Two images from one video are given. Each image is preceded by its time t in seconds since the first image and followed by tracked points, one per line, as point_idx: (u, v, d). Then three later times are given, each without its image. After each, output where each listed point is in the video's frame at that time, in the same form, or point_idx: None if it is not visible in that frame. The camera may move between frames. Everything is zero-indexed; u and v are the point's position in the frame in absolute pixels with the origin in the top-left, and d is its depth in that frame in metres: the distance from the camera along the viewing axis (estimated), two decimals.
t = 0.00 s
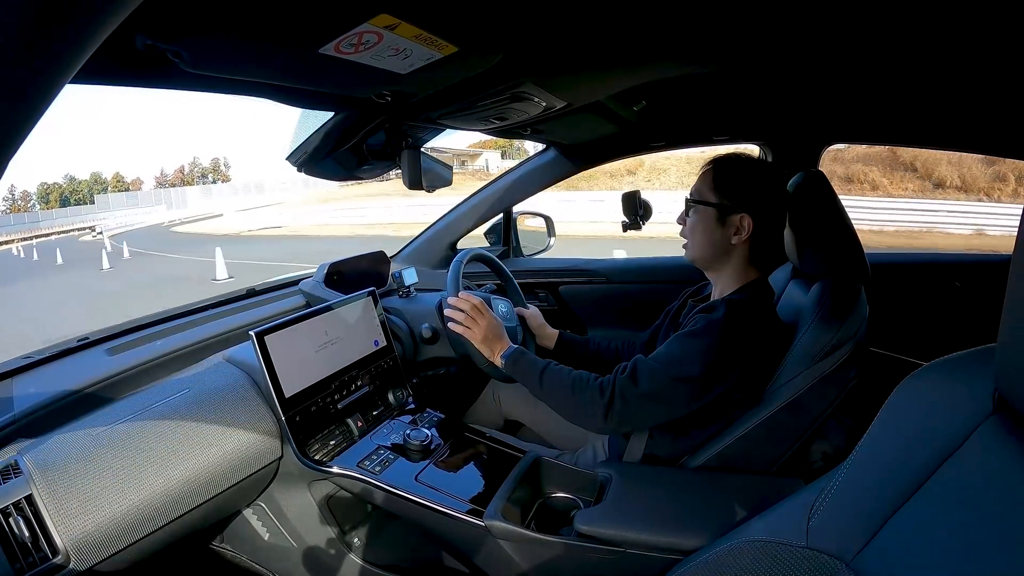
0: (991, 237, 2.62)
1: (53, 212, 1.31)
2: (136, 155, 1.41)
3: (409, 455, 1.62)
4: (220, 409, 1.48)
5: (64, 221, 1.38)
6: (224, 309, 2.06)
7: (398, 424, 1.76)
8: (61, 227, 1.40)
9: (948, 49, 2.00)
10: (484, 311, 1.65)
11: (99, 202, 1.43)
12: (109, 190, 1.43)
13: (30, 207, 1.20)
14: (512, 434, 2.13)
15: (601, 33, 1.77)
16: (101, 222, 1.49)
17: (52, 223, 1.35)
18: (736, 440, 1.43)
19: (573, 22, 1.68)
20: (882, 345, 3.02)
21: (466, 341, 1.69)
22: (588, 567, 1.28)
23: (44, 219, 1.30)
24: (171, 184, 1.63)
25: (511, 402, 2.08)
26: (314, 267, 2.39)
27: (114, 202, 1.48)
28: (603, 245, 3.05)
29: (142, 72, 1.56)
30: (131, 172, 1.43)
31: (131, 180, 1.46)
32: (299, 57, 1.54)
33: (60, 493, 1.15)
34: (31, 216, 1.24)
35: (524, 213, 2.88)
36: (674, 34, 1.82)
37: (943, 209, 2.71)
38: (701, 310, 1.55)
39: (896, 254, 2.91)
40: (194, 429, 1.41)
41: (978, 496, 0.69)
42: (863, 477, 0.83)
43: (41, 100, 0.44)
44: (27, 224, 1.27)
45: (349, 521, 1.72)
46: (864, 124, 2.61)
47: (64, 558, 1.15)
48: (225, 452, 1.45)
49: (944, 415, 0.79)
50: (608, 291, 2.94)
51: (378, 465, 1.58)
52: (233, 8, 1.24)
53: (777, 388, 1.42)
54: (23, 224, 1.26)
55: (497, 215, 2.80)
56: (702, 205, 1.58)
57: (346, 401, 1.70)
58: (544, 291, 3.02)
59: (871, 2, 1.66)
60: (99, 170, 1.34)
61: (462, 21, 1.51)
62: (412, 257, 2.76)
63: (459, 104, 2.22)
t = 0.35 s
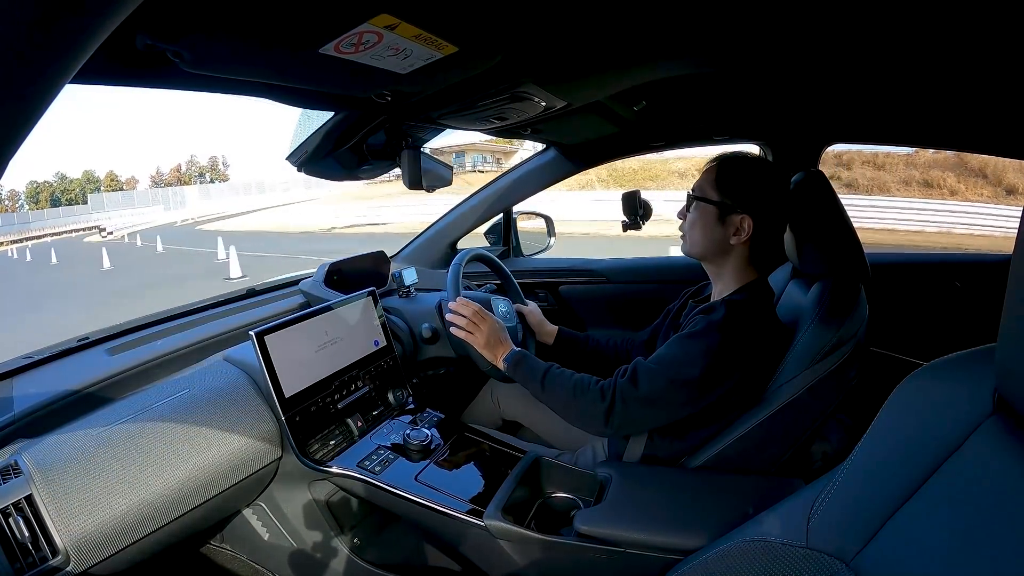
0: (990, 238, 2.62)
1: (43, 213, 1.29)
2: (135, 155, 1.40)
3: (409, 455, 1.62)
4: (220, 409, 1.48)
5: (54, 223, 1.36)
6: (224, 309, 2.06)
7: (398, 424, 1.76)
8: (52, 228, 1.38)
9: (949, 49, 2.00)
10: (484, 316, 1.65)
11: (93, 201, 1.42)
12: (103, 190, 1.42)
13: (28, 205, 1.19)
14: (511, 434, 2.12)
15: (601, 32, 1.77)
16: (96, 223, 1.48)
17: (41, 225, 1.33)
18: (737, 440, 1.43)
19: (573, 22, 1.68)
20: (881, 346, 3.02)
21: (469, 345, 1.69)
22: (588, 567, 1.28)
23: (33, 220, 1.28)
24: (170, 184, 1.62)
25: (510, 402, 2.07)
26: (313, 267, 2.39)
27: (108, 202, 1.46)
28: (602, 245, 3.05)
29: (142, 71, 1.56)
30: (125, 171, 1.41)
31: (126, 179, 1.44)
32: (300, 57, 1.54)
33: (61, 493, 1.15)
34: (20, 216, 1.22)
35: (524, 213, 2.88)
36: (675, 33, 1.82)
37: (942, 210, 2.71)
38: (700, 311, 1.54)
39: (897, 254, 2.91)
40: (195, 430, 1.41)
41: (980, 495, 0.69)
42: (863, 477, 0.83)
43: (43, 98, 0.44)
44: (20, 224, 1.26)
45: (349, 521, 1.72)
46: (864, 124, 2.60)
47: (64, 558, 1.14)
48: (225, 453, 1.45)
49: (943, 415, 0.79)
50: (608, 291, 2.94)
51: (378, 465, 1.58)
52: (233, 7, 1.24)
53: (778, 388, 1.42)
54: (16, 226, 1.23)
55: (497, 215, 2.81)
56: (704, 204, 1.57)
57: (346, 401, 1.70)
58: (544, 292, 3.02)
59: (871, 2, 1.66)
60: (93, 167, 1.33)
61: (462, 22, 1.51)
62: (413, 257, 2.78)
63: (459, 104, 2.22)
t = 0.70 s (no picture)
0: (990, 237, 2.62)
1: (37, 214, 1.28)
2: (135, 155, 1.40)
3: (409, 455, 1.62)
4: (220, 410, 1.48)
5: (48, 224, 1.34)
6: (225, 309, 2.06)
7: (398, 424, 1.76)
8: (49, 229, 1.37)
9: (949, 49, 2.00)
10: (485, 321, 1.65)
11: (91, 201, 1.41)
12: (102, 189, 1.41)
13: (28, 204, 1.19)
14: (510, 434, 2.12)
15: (602, 32, 1.77)
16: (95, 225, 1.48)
17: (37, 226, 1.32)
18: (737, 439, 1.43)
19: (574, 22, 1.68)
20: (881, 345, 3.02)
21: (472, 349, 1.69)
22: (587, 566, 1.28)
23: (29, 221, 1.28)
24: (172, 183, 1.63)
25: (510, 401, 2.07)
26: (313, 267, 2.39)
27: (106, 202, 1.45)
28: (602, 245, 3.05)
29: (141, 71, 1.55)
30: (123, 170, 1.40)
31: (125, 178, 1.43)
32: (299, 57, 1.54)
33: (61, 493, 1.15)
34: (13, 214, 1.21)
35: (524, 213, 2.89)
36: (676, 33, 1.82)
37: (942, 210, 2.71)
38: (701, 312, 1.54)
39: (897, 254, 2.91)
40: (195, 430, 1.41)
41: (982, 495, 0.69)
42: (863, 476, 0.83)
43: (42, 99, 0.44)
44: (19, 224, 1.26)
45: (349, 520, 1.72)
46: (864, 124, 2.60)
47: (64, 558, 1.15)
48: (224, 453, 1.45)
49: (943, 414, 0.79)
50: (608, 291, 2.94)
51: (378, 465, 1.58)
52: (234, 7, 1.24)
53: (777, 388, 1.43)
54: (5, 228, 1.24)
55: (497, 215, 2.82)
56: (705, 205, 1.57)
57: (346, 401, 1.70)
58: (544, 291, 3.02)
59: (872, 2, 1.66)
60: (92, 166, 1.32)
61: (463, 21, 1.51)
62: (413, 257, 2.78)
63: (459, 104, 2.22)
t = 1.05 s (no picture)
0: (990, 237, 2.62)
1: (39, 212, 1.28)
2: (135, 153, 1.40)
3: (409, 455, 1.62)
4: (220, 410, 1.48)
5: (49, 223, 1.34)
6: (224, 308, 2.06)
7: (398, 424, 1.76)
8: (52, 229, 1.38)
9: (949, 49, 2.00)
10: (485, 323, 1.64)
11: (98, 198, 1.45)
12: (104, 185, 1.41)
13: (28, 203, 1.19)
14: (510, 433, 2.12)
15: (601, 32, 1.77)
16: (95, 224, 1.49)
17: (39, 225, 1.33)
18: (736, 439, 1.43)
19: (573, 22, 1.68)
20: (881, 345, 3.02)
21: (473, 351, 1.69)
22: (588, 566, 1.28)
23: (32, 220, 1.28)
24: (179, 179, 1.64)
25: (509, 401, 2.08)
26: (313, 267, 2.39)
27: (113, 199, 1.49)
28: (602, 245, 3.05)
29: (141, 70, 1.56)
30: (128, 166, 1.42)
31: (129, 175, 1.45)
32: (300, 57, 1.55)
33: (60, 493, 1.15)
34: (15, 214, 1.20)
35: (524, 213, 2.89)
36: (675, 32, 1.82)
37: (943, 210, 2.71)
38: (700, 311, 1.54)
39: (897, 254, 2.91)
40: (195, 430, 1.41)
41: (983, 495, 0.69)
42: (866, 477, 0.83)
43: (41, 100, 0.44)
44: (19, 225, 1.26)
45: (350, 520, 1.72)
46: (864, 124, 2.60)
47: (65, 558, 1.14)
48: (224, 454, 1.45)
49: (943, 414, 0.79)
50: (608, 291, 2.94)
51: (378, 465, 1.58)
52: (234, 7, 1.24)
53: (777, 387, 1.43)
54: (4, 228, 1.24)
55: (497, 215, 2.82)
56: (702, 205, 1.57)
57: (346, 400, 1.70)
58: (543, 291, 3.02)
59: (872, 2, 1.66)
60: (92, 165, 1.33)
61: (463, 21, 1.51)
62: (413, 257, 2.78)
63: (459, 104, 2.22)
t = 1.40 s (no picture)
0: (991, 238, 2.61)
1: (41, 207, 1.26)
2: (136, 153, 1.40)
3: (409, 455, 1.62)
4: (220, 410, 1.48)
5: (51, 219, 1.33)
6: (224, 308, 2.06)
7: (398, 424, 1.76)
8: (54, 228, 1.38)
9: (950, 49, 1.99)
10: (481, 314, 1.65)
11: (103, 192, 1.43)
12: (114, 179, 1.40)
13: (29, 201, 1.19)
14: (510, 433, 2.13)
15: (601, 32, 1.77)
16: (95, 223, 1.48)
17: (41, 222, 1.31)
18: (736, 438, 1.43)
19: (573, 22, 1.68)
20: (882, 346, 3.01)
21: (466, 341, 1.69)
22: (587, 566, 1.28)
23: (33, 216, 1.27)
24: (189, 173, 1.64)
25: (510, 400, 2.09)
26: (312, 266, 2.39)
27: (119, 192, 1.47)
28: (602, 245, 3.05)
29: (142, 70, 1.56)
30: (134, 160, 1.41)
31: (136, 169, 1.43)
32: (301, 57, 1.55)
33: (59, 493, 1.15)
34: (16, 209, 1.19)
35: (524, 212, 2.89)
36: (675, 32, 1.81)
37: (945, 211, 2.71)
38: (699, 309, 1.54)
39: (897, 254, 2.90)
40: (195, 430, 1.41)
41: (982, 497, 0.69)
42: (865, 479, 0.83)
43: (41, 100, 0.45)
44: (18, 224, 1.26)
45: (350, 520, 1.72)
46: (864, 124, 2.59)
47: (64, 557, 1.15)
48: (224, 454, 1.45)
49: (943, 413, 0.79)
50: (608, 291, 2.94)
51: (378, 464, 1.58)
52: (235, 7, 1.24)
53: (777, 386, 1.42)
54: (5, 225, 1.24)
55: (497, 214, 2.82)
56: (704, 203, 1.57)
57: (346, 400, 1.70)
58: (544, 291, 3.02)
59: (872, 2, 1.66)
60: (95, 166, 1.34)
61: (463, 21, 1.51)
62: (413, 257, 2.78)
63: (459, 104, 2.22)
